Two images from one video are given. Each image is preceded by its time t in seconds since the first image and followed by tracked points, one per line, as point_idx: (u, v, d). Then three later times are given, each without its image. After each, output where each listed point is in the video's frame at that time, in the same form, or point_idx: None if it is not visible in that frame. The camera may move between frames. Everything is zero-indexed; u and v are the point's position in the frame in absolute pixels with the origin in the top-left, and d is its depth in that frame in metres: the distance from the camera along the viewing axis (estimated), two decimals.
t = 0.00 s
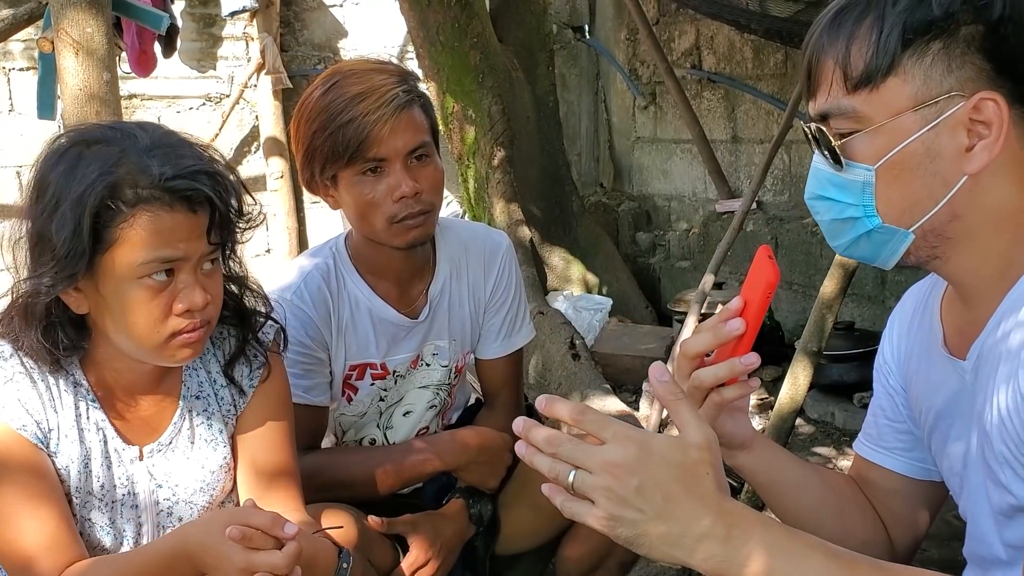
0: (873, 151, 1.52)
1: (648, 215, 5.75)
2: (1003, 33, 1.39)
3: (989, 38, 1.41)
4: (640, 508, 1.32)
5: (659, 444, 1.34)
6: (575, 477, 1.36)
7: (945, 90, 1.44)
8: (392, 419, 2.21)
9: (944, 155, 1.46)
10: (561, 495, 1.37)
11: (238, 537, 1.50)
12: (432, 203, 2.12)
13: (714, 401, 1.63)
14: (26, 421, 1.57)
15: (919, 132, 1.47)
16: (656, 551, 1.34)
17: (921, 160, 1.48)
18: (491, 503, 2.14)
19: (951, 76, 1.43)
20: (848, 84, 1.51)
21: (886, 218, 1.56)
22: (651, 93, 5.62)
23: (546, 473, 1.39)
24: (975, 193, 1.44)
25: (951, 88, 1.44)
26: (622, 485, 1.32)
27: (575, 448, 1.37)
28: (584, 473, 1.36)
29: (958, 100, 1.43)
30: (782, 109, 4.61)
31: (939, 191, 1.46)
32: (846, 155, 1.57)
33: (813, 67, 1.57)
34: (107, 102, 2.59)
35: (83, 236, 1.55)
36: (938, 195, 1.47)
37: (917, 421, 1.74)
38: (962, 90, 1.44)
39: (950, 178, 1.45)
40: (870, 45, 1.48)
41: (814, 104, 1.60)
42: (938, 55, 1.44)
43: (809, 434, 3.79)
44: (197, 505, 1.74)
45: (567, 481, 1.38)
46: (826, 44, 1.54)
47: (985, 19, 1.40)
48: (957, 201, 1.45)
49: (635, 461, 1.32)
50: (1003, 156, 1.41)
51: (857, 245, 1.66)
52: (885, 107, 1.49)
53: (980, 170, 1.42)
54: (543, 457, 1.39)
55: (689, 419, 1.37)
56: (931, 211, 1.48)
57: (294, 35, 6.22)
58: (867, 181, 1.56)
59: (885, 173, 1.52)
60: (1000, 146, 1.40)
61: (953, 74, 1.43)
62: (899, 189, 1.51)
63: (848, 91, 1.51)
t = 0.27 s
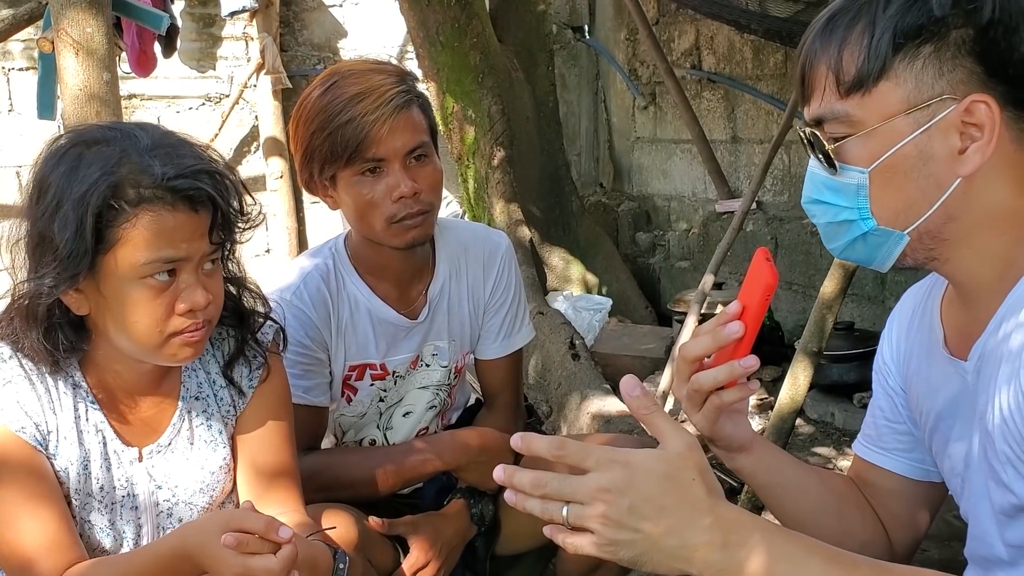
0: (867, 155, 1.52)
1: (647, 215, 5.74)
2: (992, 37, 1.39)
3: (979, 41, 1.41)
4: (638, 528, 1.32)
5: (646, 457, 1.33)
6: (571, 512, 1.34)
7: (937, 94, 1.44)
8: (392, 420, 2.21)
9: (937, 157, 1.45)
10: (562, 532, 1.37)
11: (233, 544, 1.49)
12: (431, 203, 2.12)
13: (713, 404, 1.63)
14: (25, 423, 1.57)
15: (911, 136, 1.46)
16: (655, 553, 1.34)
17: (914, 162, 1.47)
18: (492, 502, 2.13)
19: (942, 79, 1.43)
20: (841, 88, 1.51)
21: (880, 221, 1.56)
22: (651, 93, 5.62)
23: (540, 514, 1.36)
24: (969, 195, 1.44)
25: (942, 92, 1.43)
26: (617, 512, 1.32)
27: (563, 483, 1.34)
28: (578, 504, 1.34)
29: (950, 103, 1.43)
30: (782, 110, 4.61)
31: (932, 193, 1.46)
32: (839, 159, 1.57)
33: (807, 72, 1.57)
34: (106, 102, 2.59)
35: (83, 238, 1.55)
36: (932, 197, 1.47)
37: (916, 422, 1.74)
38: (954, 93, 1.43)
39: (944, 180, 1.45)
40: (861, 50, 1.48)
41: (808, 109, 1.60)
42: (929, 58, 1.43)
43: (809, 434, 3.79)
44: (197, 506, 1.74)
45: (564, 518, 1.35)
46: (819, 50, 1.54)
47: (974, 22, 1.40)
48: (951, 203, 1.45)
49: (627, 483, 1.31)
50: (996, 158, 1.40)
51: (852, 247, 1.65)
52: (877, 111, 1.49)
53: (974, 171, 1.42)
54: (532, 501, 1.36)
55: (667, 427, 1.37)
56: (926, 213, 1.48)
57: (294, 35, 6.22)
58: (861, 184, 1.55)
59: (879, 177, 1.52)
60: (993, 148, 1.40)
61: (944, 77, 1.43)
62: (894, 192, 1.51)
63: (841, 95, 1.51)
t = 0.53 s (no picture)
0: (861, 154, 1.51)
1: (646, 215, 5.74)
2: (986, 37, 1.39)
3: (973, 41, 1.41)
4: (630, 532, 1.33)
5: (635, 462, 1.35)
6: (564, 518, 1.34)
7: (930, 94, 1.44)
8: (390, 420, 2.21)
9: (930, 156, 1.46)
10: (557, 540, 1.38)
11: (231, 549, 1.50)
12: (429, 203, 2.12)
13: (709, 406, 1.63)
14: (22, 424, 1.58)
15: (904, 135, 1.47)
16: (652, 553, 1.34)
17: (907, 162, 1.48)
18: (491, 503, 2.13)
19: (936, 79, 1.43)
20: (835, 87, 1.51)
21: (873, 218, 1.55)
22: (650, 94, 5.63)
23: (533, 524, 1.36)
24: (963, 195, 1.44)
25: (935, 91, 1.44)
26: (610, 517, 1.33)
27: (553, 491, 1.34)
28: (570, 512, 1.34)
29: (943, 103, 1.43)
30: (780, 110, 4.62)
31: (925, 193, 1.46)
32: (833, 157, 1.57)
33: (802, 71, 1.57)
34: (105, 102, 2.59)
35: (79, 236, 1.55)
36: (925, 197, 1.47)
37: (914, 422, 1.74)
38: (947, 92, 1.43)
39: (937, 180, 1.45)
40: (856, 49, 1.48)
41: (804, 107, 1.60)
42: (923, 57, 1.44)
43: (807, 434, 3.80)
44: (195, 506, 1.75)
45: (557, 526, 1.35)
46: (814, 50, 1.54)
47: (967, 22, 1.40)
48: (945, 203, 1.45)
49: (615, 489, 1.33)
50: (990, 158, 1.41)
51: (846, 246, 1.65)
52: (871, 111, 1.49)
53: (967, 171, 1.42)
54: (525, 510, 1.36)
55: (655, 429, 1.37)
56: (919, 212, 1.48)
57: (293, 35, 6.22)
58: (854, 183, 1.55)
59: (873, 175, 1.52)
60: (986, 148, 1.40)
61: (938, 77, 1.43)
62: (888, 191, 1.51)
63: (835, 94, 1.52)
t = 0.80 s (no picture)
0: (858, 153, 1.52)
1: (645, 214, 5.74)
2: (985, 37, 1.39)
3: (972, 41, 1.41)
4: (626, 531, 1.34)
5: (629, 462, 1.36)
6: (559, 518, 1.35)
7: (928, 93, 1.44)
8: (389, 420, 2.21)
9: (927, 156, 1.46)
10: (552, 540, 1.39)
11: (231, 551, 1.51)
12: (428, 203, 2.12)
13: (706, 408, 1.64)
14: (20, 424, 1.58)
15: (902, 134, 1.47)
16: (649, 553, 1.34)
17: (904, 161, 1.48)
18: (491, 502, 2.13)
19: (934, 79, 1.43)
20: (833, 85, 1.52)
21: (870, 218, 1.56)
22: (649, 93, 5.63)
23: (529, 523, 1.37)
24: (959, 195, 1.44)
25: (934, 91, 1.44)
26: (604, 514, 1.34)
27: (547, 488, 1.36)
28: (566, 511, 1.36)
29: (941, 102, 1.43)
30: (779, 109, 4.62)
31: (922, 193, 1.47)
32: (830, 156, 1.57)
33: (801, 69, 1.58)
34: (105, 102, 2.59)
35: (77, 234, 1.55)
36: (922, 197, 1.47)
37: (912, 423, 1.74)
38: (945, 92, 1.43)
39: (933, 180, 1.45)
40: (854, 47, 1.48)
41: (804, 104, 1.61)
42: (921, 57, 1.44)
43: (807, 434, 3.80)
44: (194, 506, 1.75)
45: (552, 525, 1.36)
46: (813, 47, 1.55)
47: (967, 22, 1.40)
48: (941, 203, 1.45)
49: (610, 488, 1.34)
50: (987, 158, 1.41)
51: (844, 246, 1.65)
52: (868, 109, 1.49)
53: (964, 171, 1.42)
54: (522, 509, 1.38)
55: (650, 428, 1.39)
56: (916, 211, 1.48)
57: (292, 35, 6.22)
58: (851, 183, 1.56)
59: (869, 174, 1.52)
60: (984, 148, 1.40)
61: (936, 77, 1.43)
62: (884, 190, 1.52)
63: (834, 92, 1.52)
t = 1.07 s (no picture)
0: (861, 149, 1.52)
1: (645, 214, 5.73)
2: (990, 36, 1.39)
3: (977, 40, 1.41)
4: (627, 529, 1.34)
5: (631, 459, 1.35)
6: (560, 512, 1.36)
7: (932, 91, 1.44)
8: (389, 420, 2.21)
9: (929, 154, 1.46)
10: (553, 534, 1.39)
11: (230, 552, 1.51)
12: (428, 203, 2.12)
13: (705, 412, 1.64)
14: (20, 424, 1.58)
15: (906, 132, 1.47)
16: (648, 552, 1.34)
17: (907, 159, 1.48)
18: (490, 501, 2.14)
19: (938, 77, 1.43)
20: (837, 81, 1.51)
21: (870, 217, 1.56)
22: (649, 94, 5.63)
23: (532, 516, 1.38)
24: (961, 194, 1.44)
25: (938, 89, 1.43)
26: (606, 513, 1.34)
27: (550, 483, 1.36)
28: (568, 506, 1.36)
29: (945, 101, 1.43)
30: (779, 109, 4.62)
31: (924, 191, 1.47)
32: (832, 152, 1.57)
33: (805, 64, 1.57)
34: (105, 102, 2.59)
35: (76, 234, 1.55)
36: (923, 195, 1.47)
37: (910, 423, 1.74)
38: (950, 91, 1.43)
39: (935, 178, 1.45)
40: (859, 44, 1.48)
41: (806, 100, 1.60)
42: (927, 55, 1.43)
43: (806, 434, 3.80)
44: (194, 507, 1.75)
45: (554, 519, 1.37)
46: (817, 43, 1.54)
47: (973, 21, 1.40)
48: (942, 201, 1.45)
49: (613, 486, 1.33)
50: (988, 159, 1.41)
51: (841, 243, 1.65)
52: (873, 105, 1.49)
53: (966, 170, 1.42)
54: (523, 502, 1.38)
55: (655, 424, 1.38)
56: (917, 210, 1.48)
57: (292, 35, 6.22)
58: (852, 179, 1.56)
59: (871, 171, 1.52)
60: (986, 147, 1.40)
61: (941, 75, 1.43)
62: (886, 188, 1.51)
63: (837, 88, 1.52)
